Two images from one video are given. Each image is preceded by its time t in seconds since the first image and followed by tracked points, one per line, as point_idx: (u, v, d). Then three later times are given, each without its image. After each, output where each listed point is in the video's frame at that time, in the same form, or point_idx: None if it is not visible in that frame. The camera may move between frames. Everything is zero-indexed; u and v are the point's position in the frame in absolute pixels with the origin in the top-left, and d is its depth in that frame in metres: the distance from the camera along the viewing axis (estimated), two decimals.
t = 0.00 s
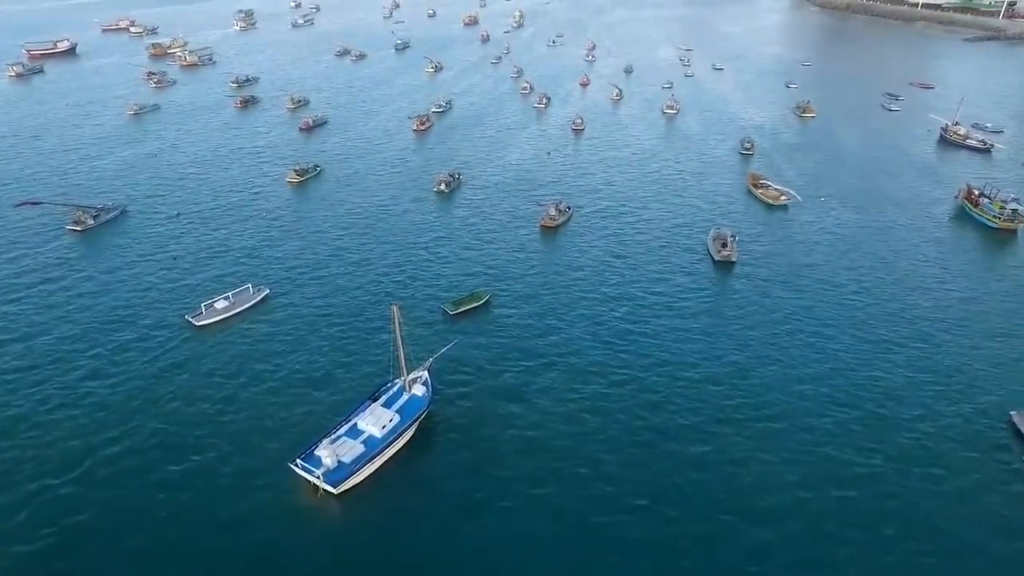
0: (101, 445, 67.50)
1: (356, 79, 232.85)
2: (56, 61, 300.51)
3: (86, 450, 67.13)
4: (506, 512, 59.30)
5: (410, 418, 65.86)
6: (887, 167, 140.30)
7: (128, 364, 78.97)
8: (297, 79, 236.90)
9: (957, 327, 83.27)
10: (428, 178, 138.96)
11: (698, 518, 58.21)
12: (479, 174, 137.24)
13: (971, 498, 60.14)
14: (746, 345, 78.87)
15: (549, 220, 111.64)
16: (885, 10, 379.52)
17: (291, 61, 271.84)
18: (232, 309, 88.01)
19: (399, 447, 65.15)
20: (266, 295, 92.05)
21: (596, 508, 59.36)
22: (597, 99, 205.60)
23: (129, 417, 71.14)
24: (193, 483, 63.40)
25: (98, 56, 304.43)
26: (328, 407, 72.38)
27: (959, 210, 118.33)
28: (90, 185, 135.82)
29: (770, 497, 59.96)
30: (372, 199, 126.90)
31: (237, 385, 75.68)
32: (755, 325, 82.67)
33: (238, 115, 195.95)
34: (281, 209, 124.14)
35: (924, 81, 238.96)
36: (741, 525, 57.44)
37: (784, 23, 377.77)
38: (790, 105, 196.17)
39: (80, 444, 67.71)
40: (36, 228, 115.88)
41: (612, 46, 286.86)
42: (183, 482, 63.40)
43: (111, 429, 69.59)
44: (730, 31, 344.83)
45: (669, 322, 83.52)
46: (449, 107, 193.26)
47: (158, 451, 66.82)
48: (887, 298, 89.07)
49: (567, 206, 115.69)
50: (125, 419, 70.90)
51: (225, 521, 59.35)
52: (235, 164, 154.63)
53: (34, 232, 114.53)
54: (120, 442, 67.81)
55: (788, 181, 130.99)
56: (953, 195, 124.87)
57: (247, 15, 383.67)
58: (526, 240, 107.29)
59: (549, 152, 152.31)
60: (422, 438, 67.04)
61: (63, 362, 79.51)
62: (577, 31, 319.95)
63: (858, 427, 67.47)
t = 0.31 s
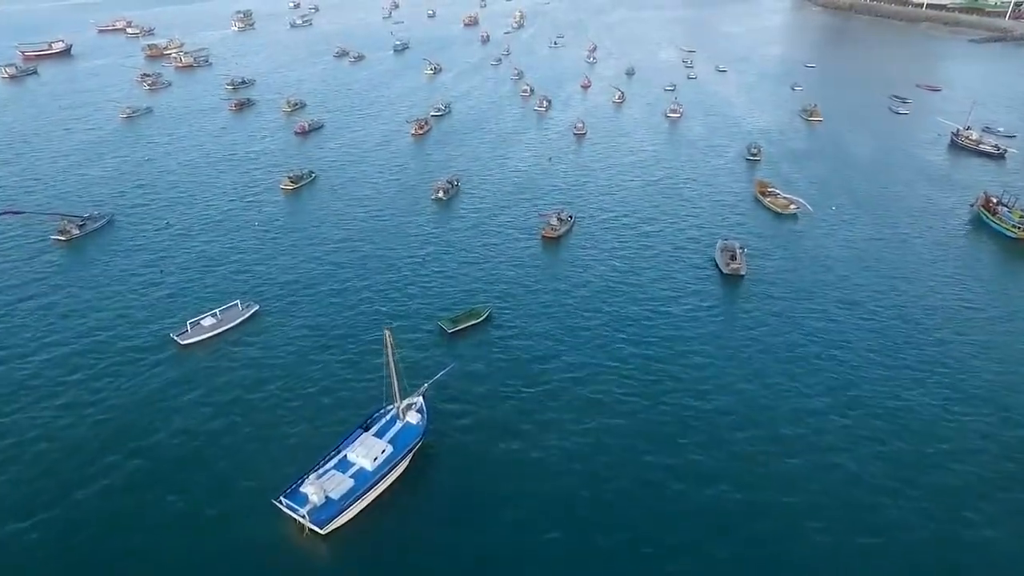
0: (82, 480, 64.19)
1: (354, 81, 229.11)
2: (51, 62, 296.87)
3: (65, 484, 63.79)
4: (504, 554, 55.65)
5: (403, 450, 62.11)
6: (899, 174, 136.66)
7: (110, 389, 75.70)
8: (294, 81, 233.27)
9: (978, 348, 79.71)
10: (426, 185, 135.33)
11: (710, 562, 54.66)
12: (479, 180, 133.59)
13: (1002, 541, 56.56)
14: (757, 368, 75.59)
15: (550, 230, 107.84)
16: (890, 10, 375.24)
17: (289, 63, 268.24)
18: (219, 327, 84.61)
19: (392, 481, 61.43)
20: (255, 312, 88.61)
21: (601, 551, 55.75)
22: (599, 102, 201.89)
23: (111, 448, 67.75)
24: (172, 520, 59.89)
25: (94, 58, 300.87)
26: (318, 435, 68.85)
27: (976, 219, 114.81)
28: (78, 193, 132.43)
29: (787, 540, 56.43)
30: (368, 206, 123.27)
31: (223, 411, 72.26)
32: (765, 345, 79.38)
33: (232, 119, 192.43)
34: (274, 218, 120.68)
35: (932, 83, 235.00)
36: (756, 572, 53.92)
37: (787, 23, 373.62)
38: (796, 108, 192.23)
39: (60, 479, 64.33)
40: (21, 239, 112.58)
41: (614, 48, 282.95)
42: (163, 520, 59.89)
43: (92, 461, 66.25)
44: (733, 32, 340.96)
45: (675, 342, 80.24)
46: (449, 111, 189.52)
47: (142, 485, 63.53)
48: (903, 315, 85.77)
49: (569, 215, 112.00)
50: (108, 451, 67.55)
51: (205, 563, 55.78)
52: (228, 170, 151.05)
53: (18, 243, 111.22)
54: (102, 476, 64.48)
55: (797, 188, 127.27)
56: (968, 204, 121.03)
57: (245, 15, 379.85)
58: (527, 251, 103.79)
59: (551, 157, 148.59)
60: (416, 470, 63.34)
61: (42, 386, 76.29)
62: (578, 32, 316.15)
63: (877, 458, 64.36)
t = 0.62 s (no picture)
0: (59, 527, 60.05)
1: (352, 84, 225.11)
2: (46, 64, 293.10)
3: (42, 533, 59.56)
4: None
5: (395, 489, 57.68)
6: (912, 181, 132.40)
7: (87, 418, 72.08)
8: (290, 84, 229.34)
9: (1006, 371, 75.46)
10: (423, 191, 131.13)
11: None
12: (478, 188, 129.35)
13: None
14: (770, 395, 71.70)
15: (552, 241, 103.72)
16: (895, 10, 370.57)
17: (286, 65, 264.31)
18: (203, 348, 80.73)
19: (383, 523, 57.08)
20: (241, 331, 84.58)
21: None
22: (601, 105, 197.71)
23: (90, 492, 63.58)
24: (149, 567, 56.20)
25: (89, 60, 297.09)
26: (305, 470, 65.04)
27: (995, 228, 110.53)
28: (64, 201, 128.59)
29: None
30: (363, 216, 119.23)
31: (206, 443, 68.53)
32: (778, 369, 75.36)
33: (226, 123, 188.46)
34: (265, 228, 116.58)
35: (941, 86, 230.41)
36: None
37: (791, 24, 369.22)
38: (803, 113, 188.04)
39: (35, 527, 60.11)
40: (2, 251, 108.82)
41: (616, 49, 278.73)
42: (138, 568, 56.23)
43: (70, 506, 62.05)
44: (736, 33, 336.65)
45: (684, 365, 76.29)
46: (447, 115, 185.35)
47: (123, 531, 59.52)
48: (923, 334, 81.61)
49: (572, 225, 107.77)
50: (87, 491, 63.78)
51: None
52: (220, 175, 146.95)
53: None
54: (80, 523, 60.32)
55: (807, 196, 123.03)
56: (986, 214, 116.74)
57: (242, 16, 375.88)
58: (528, 264, 99.66)
59: (552, 163, 144.47)
60: (410, 509, 59.11)
61: (17, 415, 72.73)
62: (580, 34, 312.09)
63: (900, 496, 60.47)
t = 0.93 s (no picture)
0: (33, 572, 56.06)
1: (349, 86, 221.63)
2: (41, 65, 290.06)
3: None
4: None
5: (387, 527, 54.12)
6: (926, 187, 128.63)
7: (66, 447, 68.82)
8: (287, 86, 225.81)
9: None
10: (421, 198, 127.42)
11: None
12: (478, 195, 125.50)
13: None
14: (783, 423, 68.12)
15: (553, 253, 99.93)
16: (900, 10, 366.22)
17: (283, 67, 260.67)
18: (188, 369, 77.19)
19: (376, 564, 53.52)
20: (228, 349, 81.00)
21: None
22: (603, 108, 194.03)
23: (68, 530, 59.76)
24: None
25: (85, 61, 293.95)
26: (294, 504, 61.71)
27: (1014, 238, 106.64)
28: (51, 209, 125.06)
29: None
30: (359, 224, 115.55)
31: (190, 474, 65.23)
32: (792, 393, 71.90)
33: (221, 127, 184.95)
34: (257, 237, 112.72)
35: (950, 88, 226.17)
36: None
37: (795, 24, 365.24)
38: (810, 116, 184.31)
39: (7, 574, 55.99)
40: None
41: (617, 51, 275.14)
42: None
43: (46, 548, 58.17)
44: (739, 34, 332.76)
45: (692, 390, 72.65)
46: (447, 118, 181.68)
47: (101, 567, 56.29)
48: (942, 354, 77.98)
49: (574, 235, 104.05)
50: (64, 522, 60.53)
51: None
52: (212, 180, 143.28)
53: None
54: (56, 567, 56.44)
55: (817, 204, 119.34)
56: (1003, 223, 112.89)
57: (241, 16, 372.47)
58: (529, 276, 95.88)
59: (553, 168, 140.75)
60: (403, 548, 55.54)
61: None
62: (581, 35, 308.36)
63: (924, 537, 56.81)
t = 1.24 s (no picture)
0: None
1: (347, 89, 217.57)
2: (36, 67, 286.18)
3: None
4: None
5: None
6: (940, 194, 124.59)
7: (41, 478, 65.06)
8: (283, 89, 221.85)
9: None
10: (418, 205, 123.37)
11: None
12: (477, 203, 121.38)
13: None
14: (799, 457, 64.43)
15: (555, 265, 95.87)
16: (905, 10, 361.98)
17: (280, 69, 256.80)
18: (170, 393, 73.04)
19: None
20: (214, 371, 76.82)
21: None
22: (605, 112, 190.06)
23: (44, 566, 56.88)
24: None
25: (80, 63, 290.12)
26: (281, 545, 58.17)
27: None
28: (36, 218, 121.11)
29: None
30: (353, 233, 111.44)
31: (173, 508, 61.82)
32: (808, 423, 68.20)
33: (215, 131, 181.00)
34: (247, 247, 108.56)
35: (958, 90, 222.00)
36: None
37: (798, 25, 361.01)
38: (818, 120, 180.29)
39: None
40: None
41: (619, 52, 271.07)
42: None
43: None
44: (742, 35, 328.74)
45: (702, 419, 68.95)
46: (445, 122, 177.71)
47: None
48: (966, 379, 74.23)
49: (577, 246, 99.97)
50: (41, 559, 57.57)
51: None
52: (204, 186, 139.17)
53: None
54: None
55: (828, 213, 115.35)
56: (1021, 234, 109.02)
57: (239, 18, 368.81)
58: (530, 291, 91.83)
59: (555, 174, 136.65)
60: None
61: None
62: (582, 36, 304.40)
63: None
